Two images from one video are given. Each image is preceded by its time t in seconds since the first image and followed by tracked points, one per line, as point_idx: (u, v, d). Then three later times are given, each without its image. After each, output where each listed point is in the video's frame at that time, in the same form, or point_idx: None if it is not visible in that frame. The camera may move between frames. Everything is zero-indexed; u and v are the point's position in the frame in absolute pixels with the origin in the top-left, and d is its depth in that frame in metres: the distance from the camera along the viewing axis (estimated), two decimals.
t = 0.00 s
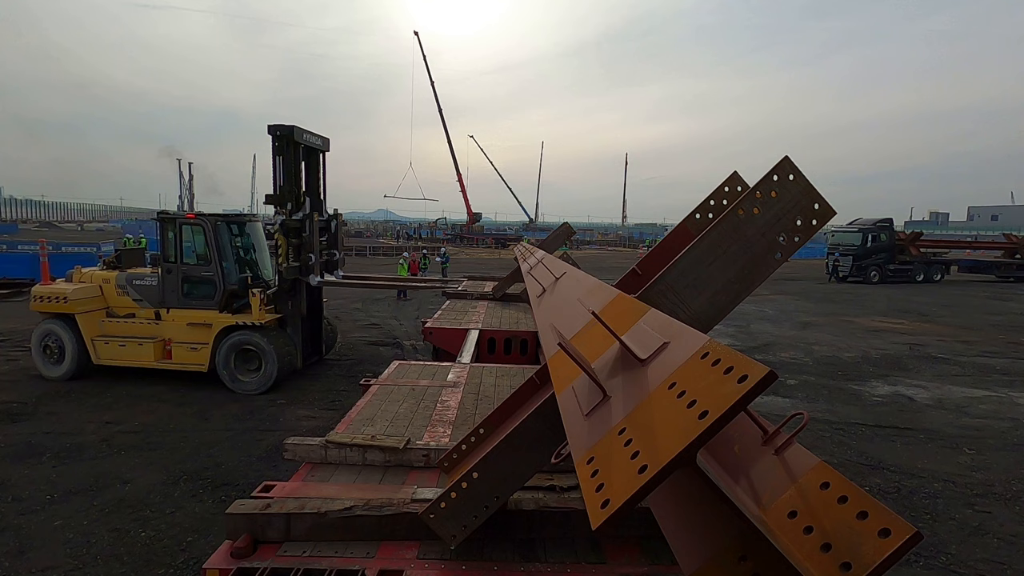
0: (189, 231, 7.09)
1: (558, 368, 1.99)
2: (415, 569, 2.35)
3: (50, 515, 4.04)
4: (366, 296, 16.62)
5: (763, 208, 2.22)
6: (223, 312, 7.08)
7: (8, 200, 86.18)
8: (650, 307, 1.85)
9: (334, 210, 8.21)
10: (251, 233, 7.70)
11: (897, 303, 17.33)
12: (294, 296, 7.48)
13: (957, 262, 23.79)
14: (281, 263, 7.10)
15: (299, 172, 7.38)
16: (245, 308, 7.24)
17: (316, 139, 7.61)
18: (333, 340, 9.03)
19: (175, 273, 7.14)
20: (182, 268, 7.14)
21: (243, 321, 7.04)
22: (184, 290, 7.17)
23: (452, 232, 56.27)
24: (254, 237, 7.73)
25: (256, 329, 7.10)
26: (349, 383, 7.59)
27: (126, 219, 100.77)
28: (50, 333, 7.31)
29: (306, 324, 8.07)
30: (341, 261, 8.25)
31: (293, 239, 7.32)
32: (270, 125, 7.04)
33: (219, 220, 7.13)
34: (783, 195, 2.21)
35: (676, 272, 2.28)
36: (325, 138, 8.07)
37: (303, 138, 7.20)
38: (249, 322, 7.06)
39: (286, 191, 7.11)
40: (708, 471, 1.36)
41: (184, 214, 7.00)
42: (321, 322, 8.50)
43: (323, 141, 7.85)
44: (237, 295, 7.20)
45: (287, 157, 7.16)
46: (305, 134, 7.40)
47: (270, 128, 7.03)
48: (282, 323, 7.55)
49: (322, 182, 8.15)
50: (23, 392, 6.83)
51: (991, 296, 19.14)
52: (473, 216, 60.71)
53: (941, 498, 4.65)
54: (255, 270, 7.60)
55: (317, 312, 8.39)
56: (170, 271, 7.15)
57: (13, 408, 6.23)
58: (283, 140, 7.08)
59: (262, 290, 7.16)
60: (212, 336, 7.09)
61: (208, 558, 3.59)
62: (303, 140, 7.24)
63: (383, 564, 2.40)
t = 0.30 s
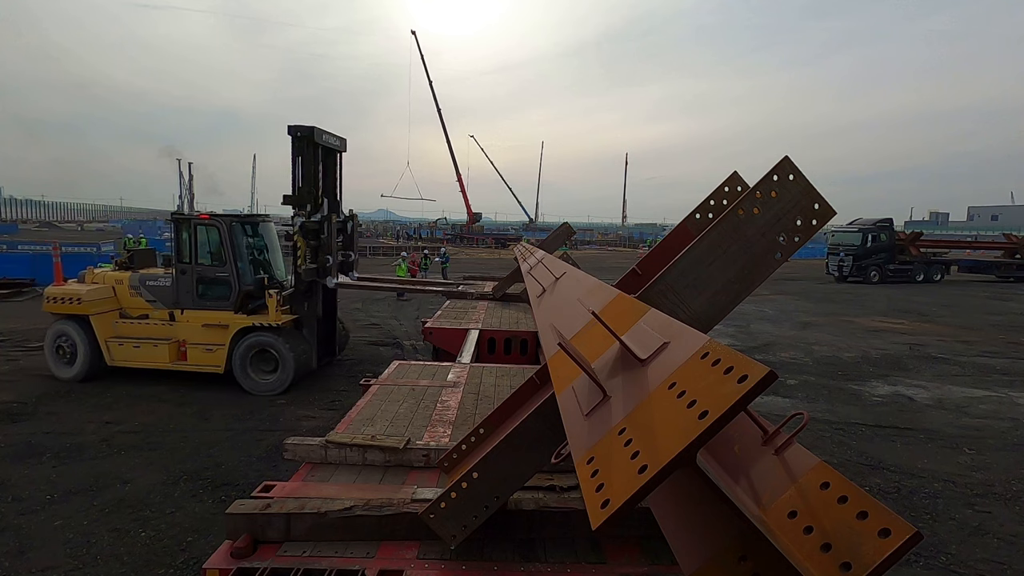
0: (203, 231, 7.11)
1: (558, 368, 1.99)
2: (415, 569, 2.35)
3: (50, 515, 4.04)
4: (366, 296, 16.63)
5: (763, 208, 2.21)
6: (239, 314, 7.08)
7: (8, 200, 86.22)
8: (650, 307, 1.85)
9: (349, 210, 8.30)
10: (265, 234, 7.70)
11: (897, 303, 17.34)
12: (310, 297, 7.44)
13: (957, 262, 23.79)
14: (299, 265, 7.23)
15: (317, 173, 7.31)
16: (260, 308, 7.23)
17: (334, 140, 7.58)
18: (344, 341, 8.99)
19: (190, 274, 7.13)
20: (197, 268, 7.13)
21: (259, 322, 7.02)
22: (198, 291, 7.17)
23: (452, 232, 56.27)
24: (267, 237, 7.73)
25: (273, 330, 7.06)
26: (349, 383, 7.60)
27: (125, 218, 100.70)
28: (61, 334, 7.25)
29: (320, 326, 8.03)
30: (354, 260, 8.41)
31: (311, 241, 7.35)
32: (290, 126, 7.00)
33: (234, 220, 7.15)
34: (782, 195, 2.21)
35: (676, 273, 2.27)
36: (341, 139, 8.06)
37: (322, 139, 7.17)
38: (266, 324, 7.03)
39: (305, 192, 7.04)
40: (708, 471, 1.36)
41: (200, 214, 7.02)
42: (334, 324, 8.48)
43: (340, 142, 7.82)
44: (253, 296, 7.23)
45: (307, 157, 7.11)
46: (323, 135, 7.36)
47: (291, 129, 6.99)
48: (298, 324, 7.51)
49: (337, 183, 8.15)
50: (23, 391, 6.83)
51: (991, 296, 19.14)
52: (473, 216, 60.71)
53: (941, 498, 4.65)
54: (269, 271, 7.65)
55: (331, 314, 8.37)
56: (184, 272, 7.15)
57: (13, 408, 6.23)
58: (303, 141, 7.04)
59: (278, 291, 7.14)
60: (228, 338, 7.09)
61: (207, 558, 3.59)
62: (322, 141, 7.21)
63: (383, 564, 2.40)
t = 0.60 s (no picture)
0: (218, 232, 7.10)
1: (558, 368, 1.99)
2: (415, 569, 2.35)
3: (50, 515, 4.04)
4: (366, 296, 16.64)
5: (763, 208, 2.21)
6: (254, 315, 7.09)
7: (8, 200, 86.27)
8: (650, 307, 1.86)
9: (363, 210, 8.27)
10: (278, 234, 7.70)
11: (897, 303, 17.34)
12: (327, 297, 7.47)
13: (957, 262, 23.78)
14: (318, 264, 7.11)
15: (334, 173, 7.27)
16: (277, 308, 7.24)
17: (350, 140, 7.56)
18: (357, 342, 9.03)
19: (205, 275, 7.13)
20: (212, 269, 7.13)
21: (277, 321, 7.03)
22: (213, 292, 7.16)
23: (452, 232, 56.28)
24: (281, 238, 7.73)
25: (291, 330, 7.08)
26: (349, 383, 7.60)
27: (127, 219, 100.78)
28: (73, 335, 7.16)
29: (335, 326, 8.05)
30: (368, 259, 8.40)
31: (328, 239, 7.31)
32: (308, 126, 6.98)
33: (249, 221, 7.15)
34: (783, 195, 2.21)
35: (676, 272, 2.27)
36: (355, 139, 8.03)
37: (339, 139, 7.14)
38: (284, 324, 7.04)
39: (322, 191, 6.89)
40: (709, 471, 1.36)
41: (216, 215, 7.02)
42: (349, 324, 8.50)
43: (356, 143, 7.80)
44: (269, 296, 7.23)
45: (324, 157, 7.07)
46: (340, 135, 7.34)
47: (309, 129, 6.96)
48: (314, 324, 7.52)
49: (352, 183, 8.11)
50: (23, 391, 6.83)
51: (991, 296, 19.14)
52: (473, 216, 60.72)
53: (941, 498, 4.65)
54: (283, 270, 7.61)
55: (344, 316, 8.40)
56: (199, 273, 7.14)
57: (13, 407, 6.23)
58: (322, 141, 7.01)
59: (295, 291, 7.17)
60: (246, 338, 7.10)
61: (207, 559, 3.59)
62: (340, 141, 7.18)
63: (383, 564, 2.40)
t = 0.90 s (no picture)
0: (233, 232, 7.10)
1: (558, 368, 1.99)
2: (415, 569, 2.35)
3: (50, 515, 4.05)
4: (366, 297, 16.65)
5: (763, 208, 2.21)
6: (269, 316, 7.11)
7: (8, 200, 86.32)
8: (650, 307, 1.86)
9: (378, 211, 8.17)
10: (291, 235, 7.70)
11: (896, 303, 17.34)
12: (343, 298, 7.46)
13: (957, 262, 23.77)
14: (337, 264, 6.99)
15: (352, 172, 7.27)
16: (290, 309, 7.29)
17: (366, 141, 7.53)
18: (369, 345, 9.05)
19: (220, 275, 7.12)
20: (226, 269, 7.13)
21: (294, 322, 7.05)
22: (228, 293, 7.16)
23: (452, 232, 56.28)
24: (293, 238, 7.73)
25: (306, 330, 7.11)
26: (349, 383, 7.60)
27: (127, 220, 100.83)
28: (86, 334, 7.12)
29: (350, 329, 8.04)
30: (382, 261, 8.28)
31: (345, 240, 7.18)
32: (325, 126, 6.98)
33: (265, 221, 7.16)
34: (782, 195, 2.21)
35: (677, 272, 2.27)
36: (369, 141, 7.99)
37: (356, 140, 7.11)
38: (301, 325, 7.06)
39: (338, 192, 6.97)
40: (708, 472, 1.36)
41: (231, 216, 7.03)
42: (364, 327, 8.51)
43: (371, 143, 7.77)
44: (283, 296, 7.26)
45: (342, 157, 7.04)
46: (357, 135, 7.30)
47: (326, 130, 6.95)
48: (330, 325, 7.52)
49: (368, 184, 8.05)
50: (23, 391, 6.84)
51: (991, 296, 19.14)
52: (473, 216, 60.72)
53: (941, 498, 4.65)
54: (296, 271, 7.66)
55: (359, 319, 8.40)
56: (213, 274, 7.13)
57: (13, 408, 6.23)
58: (339, 141, 6.99)
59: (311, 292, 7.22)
60: (262, 338, 7.08)
61: (207, 559, 3.59)
62: (357, 142, 7.16)
63: (383, 564, 2.40)
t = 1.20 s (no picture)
0: (240, 233, 7.10)
1: (558, 368, 1.99)
2: (415, 569, 2.35)
3: (50, 515, 4.05)
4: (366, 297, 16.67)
5: (763, 208, 2.22)
6: (275, 316, 7.12)
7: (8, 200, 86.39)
8: (650, 307, 1.86)
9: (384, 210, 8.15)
10: (297, 234, 7.69)
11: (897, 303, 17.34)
12: (350, 298, 7.45)
13: (957, 262, 23.77)
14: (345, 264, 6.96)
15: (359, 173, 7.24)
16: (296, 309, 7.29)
17: (372, 141, 7.50)
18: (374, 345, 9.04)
19: (226, 276, 7.13)
20: (233, 270, 7.14)
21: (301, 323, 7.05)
22: (235, 293, 7.18)
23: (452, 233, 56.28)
24: (299, 238, 7.73)
25: (313, 330, 7.10)
26: (349, 383, 7.60)
27: (128, 220, 101.02)
28: (89, 336, 7.10)
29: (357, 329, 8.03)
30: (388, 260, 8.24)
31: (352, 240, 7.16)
32: (332, 126, 6.95)
33: (271, 222, 7.16)
34: (783, 195, 2.21)
35: (678, 272, 2.27)
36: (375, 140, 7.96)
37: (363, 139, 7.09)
38: (308, 325, 7.07)
39: (346, 193, 6.92)
40: (709, 472, 1.36)
41: (237, 217, 7.03)
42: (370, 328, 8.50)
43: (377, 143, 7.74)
44: (290, 297, 7.26)
45: (348, 158, 7.02)
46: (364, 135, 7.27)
47: (333, 130, 6.93)
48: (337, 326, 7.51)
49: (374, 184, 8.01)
50: (24, 391, 6.84)
51: (991, 296, 19.14)
52: (473, 216, 60.71)
53: (941, 498, 4.66)
54: (302, 270, 7.68)
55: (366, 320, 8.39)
56: (220, 274, 7.14)
57: (14, 408, 6.23)
58: (346, 141, 6.97)
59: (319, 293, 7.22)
60: (269, 339, 7.09)
61: (207, 559, 3.59)
62: (364, 141, 7.14)
63: (383, 564, 2.40)
